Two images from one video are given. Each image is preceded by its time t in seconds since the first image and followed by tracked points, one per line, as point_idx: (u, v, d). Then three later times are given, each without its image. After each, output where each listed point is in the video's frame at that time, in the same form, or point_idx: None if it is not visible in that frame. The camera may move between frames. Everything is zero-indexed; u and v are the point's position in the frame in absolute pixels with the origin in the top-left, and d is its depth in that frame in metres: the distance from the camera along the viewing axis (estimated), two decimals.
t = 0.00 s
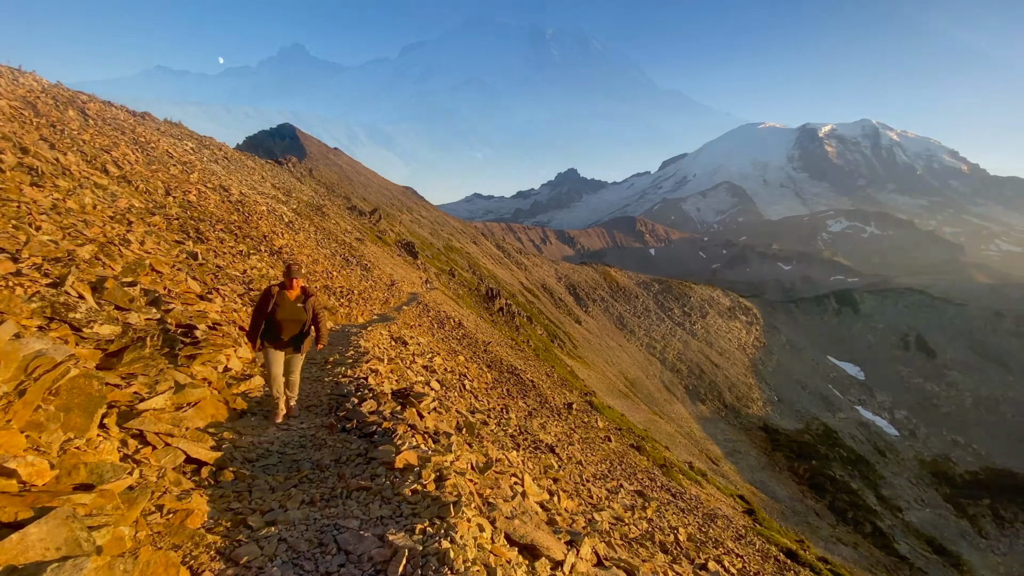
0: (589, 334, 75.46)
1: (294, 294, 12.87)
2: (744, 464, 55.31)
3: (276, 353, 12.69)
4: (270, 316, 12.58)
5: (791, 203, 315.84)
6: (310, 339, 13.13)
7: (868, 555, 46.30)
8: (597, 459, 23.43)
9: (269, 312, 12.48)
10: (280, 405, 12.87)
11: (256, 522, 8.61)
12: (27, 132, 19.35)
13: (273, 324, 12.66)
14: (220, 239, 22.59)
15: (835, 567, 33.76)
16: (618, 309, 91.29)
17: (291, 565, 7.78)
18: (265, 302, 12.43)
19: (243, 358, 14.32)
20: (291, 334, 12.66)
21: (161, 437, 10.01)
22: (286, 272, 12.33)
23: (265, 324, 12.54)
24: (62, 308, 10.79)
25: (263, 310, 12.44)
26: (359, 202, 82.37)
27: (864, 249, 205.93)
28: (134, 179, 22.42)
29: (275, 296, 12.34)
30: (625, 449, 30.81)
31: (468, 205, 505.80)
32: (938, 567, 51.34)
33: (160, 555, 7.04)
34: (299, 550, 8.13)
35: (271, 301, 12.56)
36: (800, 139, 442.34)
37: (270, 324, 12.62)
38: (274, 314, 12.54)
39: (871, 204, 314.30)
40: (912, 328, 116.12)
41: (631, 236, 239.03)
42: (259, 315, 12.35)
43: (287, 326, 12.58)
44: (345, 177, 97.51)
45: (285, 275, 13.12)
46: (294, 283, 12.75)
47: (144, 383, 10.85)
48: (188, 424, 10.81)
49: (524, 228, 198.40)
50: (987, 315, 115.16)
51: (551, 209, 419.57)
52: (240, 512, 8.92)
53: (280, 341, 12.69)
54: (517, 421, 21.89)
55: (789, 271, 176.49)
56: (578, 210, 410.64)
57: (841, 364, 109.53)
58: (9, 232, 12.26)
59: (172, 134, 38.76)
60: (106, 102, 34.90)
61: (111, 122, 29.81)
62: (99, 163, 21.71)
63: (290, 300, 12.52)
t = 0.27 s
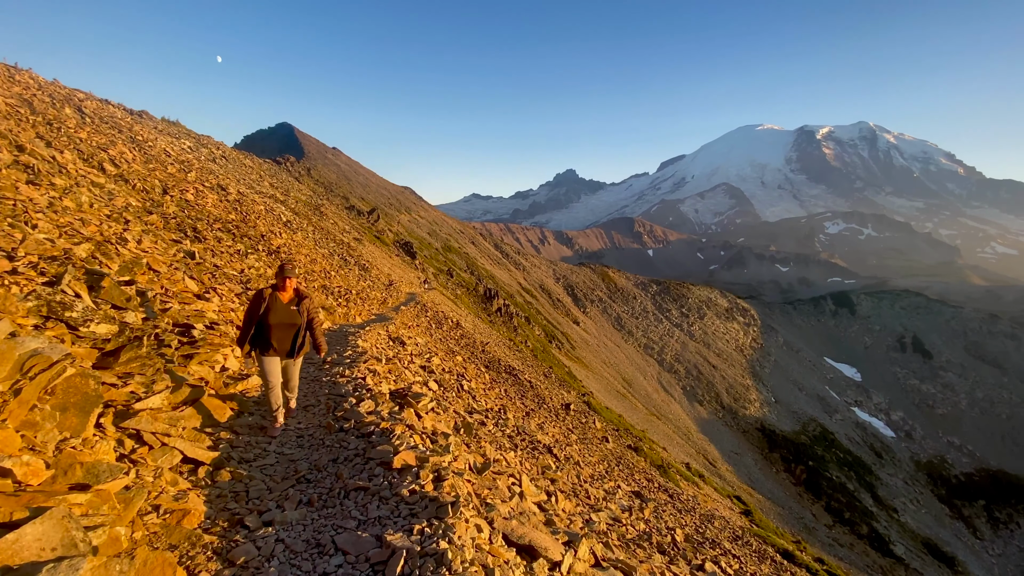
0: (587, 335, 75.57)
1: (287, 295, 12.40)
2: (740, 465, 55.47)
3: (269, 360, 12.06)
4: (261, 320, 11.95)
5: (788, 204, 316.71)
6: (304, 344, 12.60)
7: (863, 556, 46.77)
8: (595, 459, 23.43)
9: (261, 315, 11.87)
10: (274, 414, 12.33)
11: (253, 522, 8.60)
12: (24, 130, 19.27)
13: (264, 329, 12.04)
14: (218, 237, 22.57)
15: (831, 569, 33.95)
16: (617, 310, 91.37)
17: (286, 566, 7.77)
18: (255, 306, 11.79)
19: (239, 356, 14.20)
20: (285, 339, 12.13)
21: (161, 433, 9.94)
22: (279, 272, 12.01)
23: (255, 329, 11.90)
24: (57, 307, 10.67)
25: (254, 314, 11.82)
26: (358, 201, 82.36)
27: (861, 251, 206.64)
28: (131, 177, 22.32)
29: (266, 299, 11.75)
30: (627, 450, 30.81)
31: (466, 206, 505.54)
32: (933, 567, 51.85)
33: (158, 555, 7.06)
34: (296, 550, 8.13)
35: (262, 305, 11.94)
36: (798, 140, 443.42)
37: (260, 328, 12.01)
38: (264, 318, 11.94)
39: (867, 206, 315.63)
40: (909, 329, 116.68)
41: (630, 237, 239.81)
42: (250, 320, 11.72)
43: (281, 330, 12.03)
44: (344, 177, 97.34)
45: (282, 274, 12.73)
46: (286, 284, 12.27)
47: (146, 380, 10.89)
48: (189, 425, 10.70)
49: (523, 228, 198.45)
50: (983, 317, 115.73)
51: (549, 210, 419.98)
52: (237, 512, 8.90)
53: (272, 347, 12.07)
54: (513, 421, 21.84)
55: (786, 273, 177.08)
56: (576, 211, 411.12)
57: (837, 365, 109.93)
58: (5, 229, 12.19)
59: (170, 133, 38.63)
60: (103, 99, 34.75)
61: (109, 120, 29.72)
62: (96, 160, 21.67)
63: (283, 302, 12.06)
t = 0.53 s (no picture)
0: (586, 335, 75.60)
1: (282, 292, 12.16)
2: (738, 465, 55.52)
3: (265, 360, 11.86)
4: (256, 319, 11.74)
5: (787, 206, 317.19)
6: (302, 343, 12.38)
7: (861, 556, 46.91)
8: (593, 460, 23.44)
9: (253, 314, 11.71)
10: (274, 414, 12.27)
11: (251, 522, 8.57)
12: (21, 127, 19.16)
13: (259, 327, 11.83)
14: (216, 236, 22.52)
15: (828, 569, 34.02)
16: (616, 311, 91.41)
17: (285, 565, 7.74)
18: (248, 305, 11.55)
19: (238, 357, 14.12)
20: (283, 338, 11.87)
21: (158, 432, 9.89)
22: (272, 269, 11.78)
23: (250, 327, 11.70)
24: (54, 305, 10.63)
25: (248, 313, 11.60)
26: (357, 200, 82.25)
27: (859, 252, 207.17)
28: (129, 176, 22.21)
29: (259, 297, 11.46)
30: (625, 450, 30.85)
31: (465, 205, 505.13)
32: (930, 568, 52.02)
33: (155, 554, 7.02)
34: (293, 550, 8.10)
35: (256, 303, 11.70)
36: (797, 141, 444.25)
37: (255, 327, 11.84)
38: (259, 316, 11.72)
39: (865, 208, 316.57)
40: (906, 330, 117.00)
41: (628, 238, 239.97)
42: (244, 319, 11.51)
43: (277, 329, 11.79)
44: (342, 176, 97.04)
45: (278, 272, 12.56)
46: (280, 281, 12.04)
47: (144, 378, 10.87)
48: (187, 424, 10.66)
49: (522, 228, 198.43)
50: (981, 319, 116.07)
51: (548, 210, 420.18)
52: (235, 511, 8.87)
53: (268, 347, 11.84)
54: (511, 421, 21.81)
55: (784, 273, 177.45)
56: (575, 211, 411.42)
57: (835, 366, 110.17)
58: (3, 227, 12.13)
59: (168, 131, 38.42)
60: (101, 98, 34.56)
61: (106, 118, 29.56)
62: (94, 158, 21.55)
63: (279, 300, 11.83)
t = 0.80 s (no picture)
0: (585, 335, 75.69)
1: (283, 297, 11.34)
2: (737, 465, 55.74)
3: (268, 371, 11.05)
4: (257, 325, 10.85)
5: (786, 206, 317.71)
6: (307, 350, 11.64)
7: (859, 556, 47.02)
8: (592, 459, 23.42)
9: (255, 322, 10.80)
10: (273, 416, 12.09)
11: (250, 521, 8.56)
12: (19, 125, 19.04)
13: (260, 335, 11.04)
14: (214, 235, 22.41)
15: (826, 569, 34.09)
16: (614, 310, 91.54)
17: (284, 565, 7.70)
18: (247, 310, 10.71)
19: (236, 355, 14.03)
20: (285, 345, 11.06)
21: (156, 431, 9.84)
22: (273, 270, 10.89)
23: (251, 335, 10.82)
24: (52, 303, 10.58)
25: (248, 319, 10.72)
26: (356, 198, 82.31)
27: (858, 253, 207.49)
28: (128, 174, 22.13)
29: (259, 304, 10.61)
30: (622, 449, 30.90)
31: (464, 205, 505.49)
32: (927, 568, 52.16)
33: (153, 554, 6.99)
34: (292, 548, 8.10)
35: (256, 308, 10.84)
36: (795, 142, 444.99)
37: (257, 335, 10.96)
38: (259, 323, 10.84)
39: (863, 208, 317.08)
40: (904, 331, 117.11)
41: (627, 238, 240.10)
42: (244, 326, 10.67)
43: (281, 337, 10.97)
44: (341, 175, 96.95)
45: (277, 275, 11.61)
46: (282, 285, 11.21)
47: (140, 378, 10.75)
48: (185, 424, 10.59)
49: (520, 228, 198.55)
50: (979, 320, 116.33)
51: (547, 209, 420.47)
52: (234, 509, 8.85)
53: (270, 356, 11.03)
54: (509, 420, 21.81)
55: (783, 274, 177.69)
56: (574, 211, 411.73)
57: (833, 367, 110.53)
58: (1, 225, 12.08)
59: (166, 129, 38.35)
60: (99, 95, 34.44)
61: (104, 116, 29.45)
62: (92, 156, 21.46)
63: (280, 306, 11.01)
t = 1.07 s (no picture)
0: (584, 335, 75.79)
1: (287, 294, 11.17)
2: (735, 464, 55.90)
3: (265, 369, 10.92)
4: (257, 322, 10.75)
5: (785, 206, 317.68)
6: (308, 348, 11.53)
7: (857, 556, 47.11)
8: (590, 459, 23.42)
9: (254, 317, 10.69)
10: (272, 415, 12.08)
11: (249, 518, 8.60)
12: (18, 123, 19.05)
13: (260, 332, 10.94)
14: (213, 233, 22.42)
15: (824, 569, 34.13)
16: (614, 310, 91.60)
17: (283, 562, 7.74)
18: (247, 308, 10.59)
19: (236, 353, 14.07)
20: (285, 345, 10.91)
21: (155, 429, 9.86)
22: (276, 267, 10.72)
23: (250, 333, 10.73)
24: (52, 301, 10.64)
25: (248, 315, 10.62)
26: (355, 197, 82.28)
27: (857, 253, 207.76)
28: (127, 172, 22.14)
29: (259, 299, 10.52)
30: (621, 449, 30.88)
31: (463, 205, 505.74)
32: (925, 568, 52.24)
33: (152, 550, 7.02)
34: (291, 546, 8.12)
35: (257, 306, 10.67)
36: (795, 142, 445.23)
37: (255, 331, 10.81)
38: (260, 320, 10.74)
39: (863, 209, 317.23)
40: (903, 331, 117.18)
41: (626, 237, 240.20)
42: (243, 323, 10.55)
43: (280, 335, 10.86)
44: (341, 174, 96.93)
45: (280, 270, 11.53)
46: (284, 283, 11.00)
47: (139, 375, 10.79)
48: (184, 421, 10.60)
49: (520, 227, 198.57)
50: (977, 320, 116.47)
51: (547, 209, 420.72)
52: (232, 508, 8.88)
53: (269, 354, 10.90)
54: (508, 420, 21.80)
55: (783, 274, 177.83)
56: (574, 210, 411.78)
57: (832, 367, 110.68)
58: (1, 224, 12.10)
59: (166, 127, 38.33)
60: (99, 94, 34.42)
61: (104, 114, 29.45)
62: (92, 154, 21.47)
63: (281, 304, 10.86)
